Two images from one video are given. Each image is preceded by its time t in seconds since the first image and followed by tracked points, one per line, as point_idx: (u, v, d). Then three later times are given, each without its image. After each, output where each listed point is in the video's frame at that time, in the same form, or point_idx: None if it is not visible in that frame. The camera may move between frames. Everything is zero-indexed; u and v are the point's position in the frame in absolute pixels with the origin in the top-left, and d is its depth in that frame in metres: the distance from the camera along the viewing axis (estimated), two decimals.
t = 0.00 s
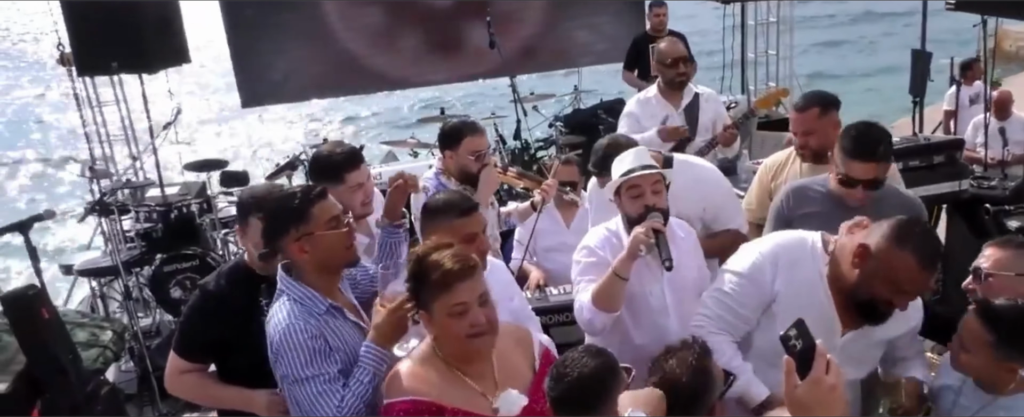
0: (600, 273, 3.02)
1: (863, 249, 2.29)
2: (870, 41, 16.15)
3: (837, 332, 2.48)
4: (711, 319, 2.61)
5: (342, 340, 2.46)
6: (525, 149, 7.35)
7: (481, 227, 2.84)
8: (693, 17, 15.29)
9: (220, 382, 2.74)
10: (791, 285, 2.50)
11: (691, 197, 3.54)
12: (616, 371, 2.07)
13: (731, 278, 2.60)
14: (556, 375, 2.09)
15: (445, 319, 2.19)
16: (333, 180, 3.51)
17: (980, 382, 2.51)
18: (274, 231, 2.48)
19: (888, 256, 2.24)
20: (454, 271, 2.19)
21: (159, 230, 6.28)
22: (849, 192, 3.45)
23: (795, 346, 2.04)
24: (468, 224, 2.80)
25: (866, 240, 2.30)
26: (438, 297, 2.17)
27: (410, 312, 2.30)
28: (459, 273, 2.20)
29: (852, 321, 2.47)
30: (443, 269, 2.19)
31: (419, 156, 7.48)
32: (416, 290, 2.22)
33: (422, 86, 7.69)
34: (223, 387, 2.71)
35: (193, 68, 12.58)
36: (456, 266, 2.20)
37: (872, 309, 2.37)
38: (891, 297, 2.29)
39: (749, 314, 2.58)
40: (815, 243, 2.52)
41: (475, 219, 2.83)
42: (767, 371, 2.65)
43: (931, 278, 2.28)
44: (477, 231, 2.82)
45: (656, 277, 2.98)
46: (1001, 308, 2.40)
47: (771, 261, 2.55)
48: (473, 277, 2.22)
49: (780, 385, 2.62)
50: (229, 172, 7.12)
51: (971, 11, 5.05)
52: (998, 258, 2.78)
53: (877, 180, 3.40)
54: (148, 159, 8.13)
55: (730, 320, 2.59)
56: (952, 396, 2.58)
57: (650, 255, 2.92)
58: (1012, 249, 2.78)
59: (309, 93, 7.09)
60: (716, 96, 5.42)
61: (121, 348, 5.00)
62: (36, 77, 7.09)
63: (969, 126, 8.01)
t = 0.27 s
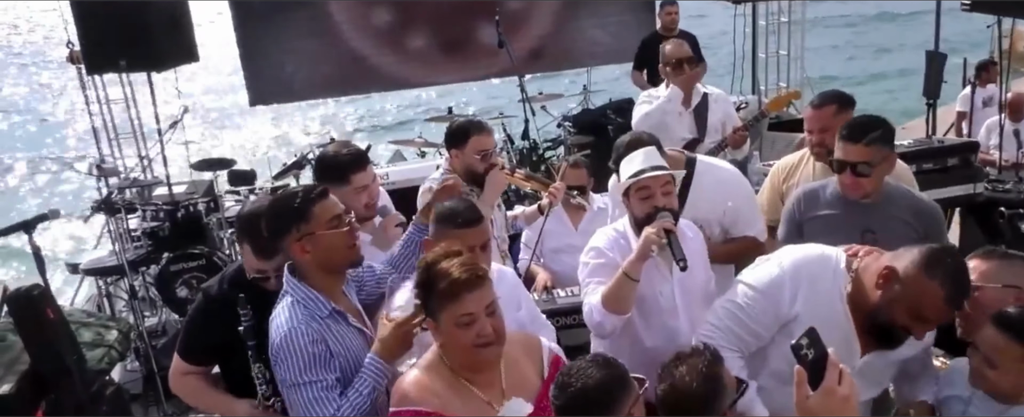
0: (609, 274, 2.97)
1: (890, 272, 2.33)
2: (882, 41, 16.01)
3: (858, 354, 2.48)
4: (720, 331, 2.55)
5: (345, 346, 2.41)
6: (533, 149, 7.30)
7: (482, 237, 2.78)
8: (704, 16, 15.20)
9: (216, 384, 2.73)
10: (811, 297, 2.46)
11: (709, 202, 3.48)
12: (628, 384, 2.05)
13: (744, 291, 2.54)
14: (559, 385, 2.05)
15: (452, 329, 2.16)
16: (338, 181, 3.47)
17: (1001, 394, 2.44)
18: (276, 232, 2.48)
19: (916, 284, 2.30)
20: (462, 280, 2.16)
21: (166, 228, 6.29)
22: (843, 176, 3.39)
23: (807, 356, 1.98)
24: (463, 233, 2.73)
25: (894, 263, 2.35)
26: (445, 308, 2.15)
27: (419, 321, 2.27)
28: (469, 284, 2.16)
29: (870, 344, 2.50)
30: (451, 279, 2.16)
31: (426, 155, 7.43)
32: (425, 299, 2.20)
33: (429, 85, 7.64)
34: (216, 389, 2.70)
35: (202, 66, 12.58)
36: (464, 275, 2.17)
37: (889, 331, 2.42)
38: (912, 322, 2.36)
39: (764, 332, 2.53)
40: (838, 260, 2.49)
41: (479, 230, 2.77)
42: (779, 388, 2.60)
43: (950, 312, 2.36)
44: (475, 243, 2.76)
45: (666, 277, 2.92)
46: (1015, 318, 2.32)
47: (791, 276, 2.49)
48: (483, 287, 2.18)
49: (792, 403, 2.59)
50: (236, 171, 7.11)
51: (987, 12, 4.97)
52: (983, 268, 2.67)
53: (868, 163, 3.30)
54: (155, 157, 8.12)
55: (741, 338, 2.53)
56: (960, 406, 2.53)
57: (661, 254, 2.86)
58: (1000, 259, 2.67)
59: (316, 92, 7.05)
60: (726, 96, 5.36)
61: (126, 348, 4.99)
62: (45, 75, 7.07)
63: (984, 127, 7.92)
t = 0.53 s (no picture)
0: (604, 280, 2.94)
1: (892, 291, 2.32)
2: (874, 45, 16.03)
3: (858, 367, 2.48)
4: (714, 336, 2.53)
5: (332, 367, 2.36)
6: (526, 151, 7.26)
7: (462, 237, 2.73)
8: (697, 19, 15.21)
9: (196, 401, 2.76)
10: (811, 310, 2.45)
11: (706, 203, 3.46)
12: (627, 391, 2.01)
13: (742, 298, 2.53)
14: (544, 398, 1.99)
15: (444, 335, 2.11)
16: (326, 183, 3.44)
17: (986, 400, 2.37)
18: (260, 246, 2.45)
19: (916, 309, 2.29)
20: (455, 284, 2.12)
21: (155, 229, 6.22)
22: (834, 173, 3.38)
23: (805, 366, 1.99)
24: (441, 234, 2.70)
25: (896, 281, 2.33)
26: (437, 312, 2.11)
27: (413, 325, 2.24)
28: (463, 287, 2.12)
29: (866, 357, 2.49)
30: (443, 282, 2.12)
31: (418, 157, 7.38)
32: (417, 304, 2.17)
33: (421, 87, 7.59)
34: (194, 405, 2.73)
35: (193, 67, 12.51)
36: (457, 279, 2.13)
37: (886, 347, 2.42)
38: (909, 343, 2.35)
39: (761, 342, 2.51)
40: (840, 274, 2.49)
41: (458, 229, 2.73)
42: (775, 402, 2.53)
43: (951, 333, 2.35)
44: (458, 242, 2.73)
45: (660, 283, 2.90)
46: (1007, 320, 2.28)
47: (792, 286, 2.48)
48: (475, 290, 2.14)
49: None
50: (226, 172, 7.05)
51: (981, 14, 4.96)
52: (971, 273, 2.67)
53: (858, 160, 3.30)
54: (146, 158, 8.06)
55: (736, 346, 2.51)
56: (951, 414, 2.50)
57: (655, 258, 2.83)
58: (983, 267, 2.67)
59: (308, 93, 6.99)
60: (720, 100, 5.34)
61: (113, 351, 4.93)
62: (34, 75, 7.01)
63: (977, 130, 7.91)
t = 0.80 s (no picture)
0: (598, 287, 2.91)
1: (883, 293, 2.31)
2: (865, 46, 16.09)
3: (847, 370, 2.46)
4: (703, 341, 2.54)
5: (317, 394, 2.32)
6: (517, 152, 7.23)
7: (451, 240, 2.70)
8: (687, 20, 15.24)
9: (175, 411, 2.75)
10: (801, 314, 2.44)
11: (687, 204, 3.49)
12: (613, 400, 1.97)
13: (731, 302, 2.53)
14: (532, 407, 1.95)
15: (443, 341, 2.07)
16: (315, 184, 3.40)
17: (983, 409, 2.35)
18: (253, 264, 2.39)
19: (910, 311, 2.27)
20: (453, 290, 2.09)
21: (141, 230, 6.13)
22: (825, 174, 3.38)
23: (798, 370, 1.95)
24: (428, 238, 2.67)
25: (889, 283, 2.32)
26: (436, 321, 2.07)
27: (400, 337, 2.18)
28: (459, 293, 2.10)
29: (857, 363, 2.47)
30: (441, 289, 2.09)
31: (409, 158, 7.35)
32: (412, 314, 2.11)
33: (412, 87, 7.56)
34: None
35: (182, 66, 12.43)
36: (453, 284, 2.11)
37: (876, 351, 2.40)
38: (901, 347, 2.33)
39: (750, 346, 2.50)
40: (830, 276, 2.48)
41: (442, 233, 2.68)
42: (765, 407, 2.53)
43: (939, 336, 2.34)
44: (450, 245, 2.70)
45: (653, 288, 2.87)
46: (1005, 329, 2.26)
47: (781, 288, 2.48)
48: (470, 296, 2.13)
49: None
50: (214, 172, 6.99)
51: (973, 17, 4.96)
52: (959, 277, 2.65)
53: (849, 160, 3.29)
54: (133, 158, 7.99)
55: (724, 350, 2.51)
56: None
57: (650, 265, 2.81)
58: (971, 271, 2.64)
59: (297, 93, 6.94)
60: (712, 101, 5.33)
61: (99, 353, 4.87)
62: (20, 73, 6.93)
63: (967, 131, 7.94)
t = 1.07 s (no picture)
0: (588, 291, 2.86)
1: (869, 296, 2.30)
2: (851, 50, 16.17)
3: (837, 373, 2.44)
4: (689, 344, 2.52)
5: (303, 402, 2.29)
6: (505, 154, 7.20)
7: (445, 244, 2.67)
8: (675, 23, 15.31)
9: None
10: (791, 318, 2.43)
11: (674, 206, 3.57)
12: (598, 408, 1.93)
13: (718, 305, 2.51)
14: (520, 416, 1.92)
15: (422, 343, 2.03)
16: (315, 182, 3.38)
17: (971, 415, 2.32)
18: (250, 271, 2.33)
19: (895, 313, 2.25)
20: (425, 291, 2.07)
21: (126, 234, 6.07)
22: (809, 178, 3.31)
23: (801, 378, 1.96)
24: (423, 242, 2.63)
25: (877, 286, 2.30)
26: (413, 325, 2.03)
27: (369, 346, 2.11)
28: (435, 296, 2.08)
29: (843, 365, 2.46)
30: (416, 291, 2.06)
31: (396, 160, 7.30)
32: (386, 322, 2.05)
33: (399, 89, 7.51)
34: None
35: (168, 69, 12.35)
36: (425, 285, 2.09)
37: (863, 353, 2.38)
38: (887, 349, 2.31)
39: (737, 349, 2.50)
40: (817, 277, 2.46)
41: (437, 236, 2.64)
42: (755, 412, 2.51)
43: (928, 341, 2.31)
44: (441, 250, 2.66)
45: (644, 290, 2.85)
46: (996, 335, 2.24)
47: (769, 291, 2.47)
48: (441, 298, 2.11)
49: None
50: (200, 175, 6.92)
51: (957, 19, 4.97)
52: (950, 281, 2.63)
53: (831, 163, 3.22)
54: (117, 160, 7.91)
55: (710, 352, 2.51)
56: None
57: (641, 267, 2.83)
58: (960, 276, 2.62)
59: (283, 95, 6.89)
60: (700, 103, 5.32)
61: (82, 358, 4.80)
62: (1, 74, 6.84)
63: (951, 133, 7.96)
